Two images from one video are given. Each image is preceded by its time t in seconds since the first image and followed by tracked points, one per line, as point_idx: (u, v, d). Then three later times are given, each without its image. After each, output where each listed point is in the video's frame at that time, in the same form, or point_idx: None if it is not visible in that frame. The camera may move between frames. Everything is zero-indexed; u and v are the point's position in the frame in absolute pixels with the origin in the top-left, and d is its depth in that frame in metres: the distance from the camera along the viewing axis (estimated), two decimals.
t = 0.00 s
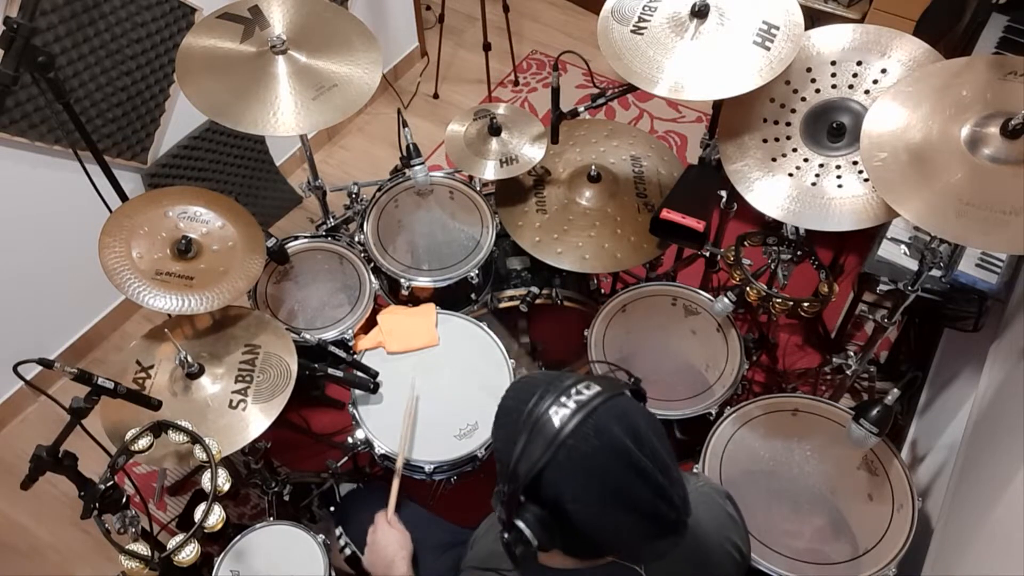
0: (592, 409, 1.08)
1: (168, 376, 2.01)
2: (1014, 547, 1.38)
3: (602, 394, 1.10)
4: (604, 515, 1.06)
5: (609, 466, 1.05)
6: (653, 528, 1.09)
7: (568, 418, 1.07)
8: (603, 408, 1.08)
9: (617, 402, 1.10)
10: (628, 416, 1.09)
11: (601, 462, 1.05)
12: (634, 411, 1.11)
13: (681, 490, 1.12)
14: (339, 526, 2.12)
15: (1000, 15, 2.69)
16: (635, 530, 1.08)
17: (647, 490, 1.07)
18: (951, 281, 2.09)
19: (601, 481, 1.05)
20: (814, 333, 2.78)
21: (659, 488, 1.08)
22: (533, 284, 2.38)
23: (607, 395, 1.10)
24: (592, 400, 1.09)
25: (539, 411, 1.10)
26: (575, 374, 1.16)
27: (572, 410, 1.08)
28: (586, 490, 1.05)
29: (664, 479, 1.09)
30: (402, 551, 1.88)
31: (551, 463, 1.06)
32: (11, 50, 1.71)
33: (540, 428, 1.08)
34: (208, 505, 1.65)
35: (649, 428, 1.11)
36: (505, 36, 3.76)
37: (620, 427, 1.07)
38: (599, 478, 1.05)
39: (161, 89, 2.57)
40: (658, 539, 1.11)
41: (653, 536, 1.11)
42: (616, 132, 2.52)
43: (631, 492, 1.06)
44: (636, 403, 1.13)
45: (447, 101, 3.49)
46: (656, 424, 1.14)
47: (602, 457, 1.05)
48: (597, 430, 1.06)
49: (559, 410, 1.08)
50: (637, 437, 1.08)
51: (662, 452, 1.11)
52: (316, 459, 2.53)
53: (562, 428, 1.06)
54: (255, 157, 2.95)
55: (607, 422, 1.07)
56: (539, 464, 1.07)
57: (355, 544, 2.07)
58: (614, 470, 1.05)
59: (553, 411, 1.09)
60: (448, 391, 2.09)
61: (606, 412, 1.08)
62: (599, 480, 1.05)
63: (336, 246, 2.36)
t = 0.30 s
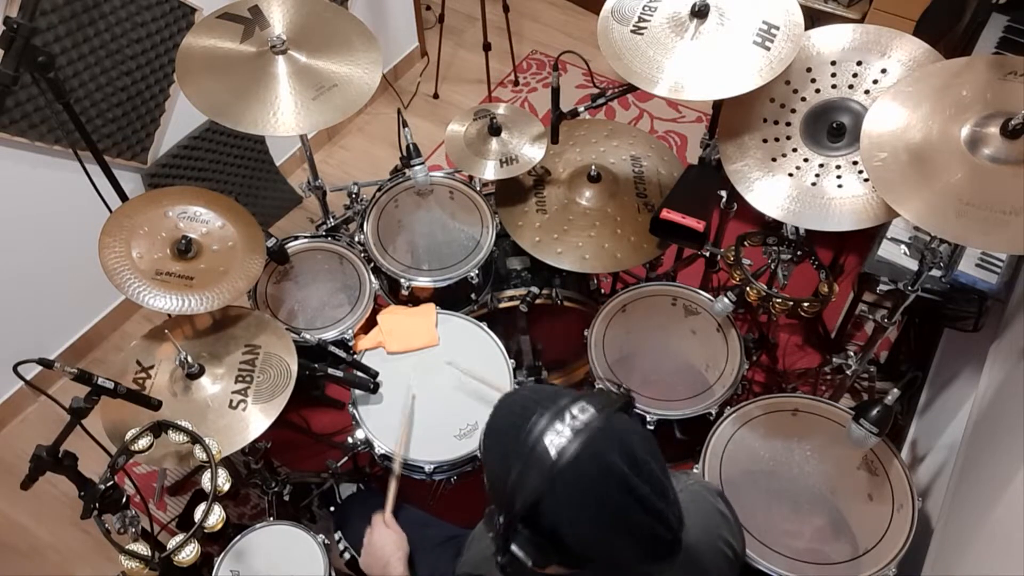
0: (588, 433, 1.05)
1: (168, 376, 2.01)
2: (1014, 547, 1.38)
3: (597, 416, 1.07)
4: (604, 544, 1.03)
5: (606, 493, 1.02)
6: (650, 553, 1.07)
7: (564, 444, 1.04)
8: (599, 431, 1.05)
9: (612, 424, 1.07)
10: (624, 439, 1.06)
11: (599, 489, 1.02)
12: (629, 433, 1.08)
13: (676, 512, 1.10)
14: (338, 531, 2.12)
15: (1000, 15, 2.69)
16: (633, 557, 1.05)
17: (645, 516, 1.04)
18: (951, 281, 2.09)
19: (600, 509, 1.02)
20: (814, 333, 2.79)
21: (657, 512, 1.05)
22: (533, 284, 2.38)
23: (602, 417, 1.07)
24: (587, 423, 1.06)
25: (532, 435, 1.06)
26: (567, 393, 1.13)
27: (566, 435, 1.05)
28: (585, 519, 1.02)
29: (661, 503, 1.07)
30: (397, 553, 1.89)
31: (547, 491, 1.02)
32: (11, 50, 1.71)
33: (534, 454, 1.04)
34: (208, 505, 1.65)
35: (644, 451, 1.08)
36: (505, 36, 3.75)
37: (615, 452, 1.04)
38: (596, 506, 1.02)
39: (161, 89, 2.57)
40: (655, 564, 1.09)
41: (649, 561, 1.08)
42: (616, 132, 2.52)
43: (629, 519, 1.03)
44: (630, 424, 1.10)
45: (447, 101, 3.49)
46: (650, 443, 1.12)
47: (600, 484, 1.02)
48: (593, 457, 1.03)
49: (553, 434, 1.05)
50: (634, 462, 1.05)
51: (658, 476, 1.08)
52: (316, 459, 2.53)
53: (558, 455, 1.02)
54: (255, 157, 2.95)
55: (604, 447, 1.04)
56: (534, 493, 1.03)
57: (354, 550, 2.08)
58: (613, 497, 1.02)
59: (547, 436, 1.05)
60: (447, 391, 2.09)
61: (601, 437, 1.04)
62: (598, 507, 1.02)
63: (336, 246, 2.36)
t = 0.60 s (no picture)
0: (617, 477, 1.05)
1: (168, 376, 2.01)
2: (1015, 545, 1.38)
3: (633, 458, 1.07)
4: None
5: (615, 535, 1.05)
6: None
7: (590, 480, 1.05)
8: (628, 477, 1.06)
9: (646, 471, 1.07)
10: (651, 491, 1.07)
11: (610, 529, 1.05)
12: (660, 479, 1.08)
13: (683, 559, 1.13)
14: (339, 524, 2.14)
15: (1000, 16, 2.70)
16: None
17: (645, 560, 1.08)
18: (951, 281, 2.09)
19: (603, 547, 1.05)
20: (814, 333, 2.79)
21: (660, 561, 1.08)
22: (533, 284, 2.38)
23: (639, 463, 1.07)
24: (620, 466, 1.06)
25: (563, 461, 1.08)
26: (613, 423, 1.13)
27: (596, 471, 1.06)
28: (586, 553, 1.06)
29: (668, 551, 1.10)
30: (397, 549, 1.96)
31: (560, 519, 1.06)
32: (11, 49, 1.71)
33: (558, 480, 1.07)
34: (208, 505, 1.64)
35: (669, 504, 1.09)
36: (505, 36, 3.75)
37: (638, 499, 1.06)
38: (601, 543, 1.05)
39: (161, 89, 2.57)
40: None
41: None
42: (616, 132, 2.52)
43: (627, 558, 1.07)
44: (666, 469, 1.10)
45: (447, 101, 3.49)
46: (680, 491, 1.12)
47: (611, 526, 1.05)
48: (614, 501, 1.05)
49: (583, 469, 1.06)
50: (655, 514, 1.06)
51: (674, 527, 1.10)
52: (316, 459, 2.53)
53: (580, 490, 1.04)
54: (255, 157, 2.95)
55: (626, 497, 1.05)
56: (547, 518, 1.07)
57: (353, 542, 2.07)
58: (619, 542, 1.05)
59: (577, 466, 1.07)
60: (448, 391, 2.09)
61: (627, 485, 1.05)
62: (600, 545, 1.05)
63: (336, 246, 2.36)
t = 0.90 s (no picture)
0: (605, 487, 1.04)
1: (168, 376, 2.01)
2: (1015, 544, 1.38)
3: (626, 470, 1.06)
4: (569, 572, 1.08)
5: (593, 541, 1.05)
6: None
7: (579, 484, 1.04)
8: (616, 490, 1.05)
9: (638, 484, 1.06)
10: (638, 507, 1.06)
11: (588, 534, 1.04)
12: (650, 493, 1.07)
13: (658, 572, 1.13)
14: (338, 531, 2.12)
15: (1000, 16, 2.70)
16: None
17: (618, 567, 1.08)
18: (951, 281, 2.09)
19: (578, 549, 1.05)
20: (814, 333, 2.79)
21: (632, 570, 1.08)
22: (533, 284, 2.38)
23: (630, 477, 1.06)
24: (611, 477, 1.05)
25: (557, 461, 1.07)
26: (615, 432, 1.11)
27: (586, 476, 1.05)
28: (561, 551, 1.06)
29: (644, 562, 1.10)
30: (393, 555, 1.87)
31: (542, 517, 1.06)
32: (11, 49, 1.71)
33: (549, 478, 1.06)
34: (208, 505, 1.64)
35: (654, 522, 1.08)
36: (505, 36, 3.75)
37: (622, 511, 1.05)
38: (577, 545, 1.05)
39: (161, 89, 2.57)
40: None
41: None
42: (616, 132, 2.52)
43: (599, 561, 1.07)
44: (658, 485, 1.09)
45: (447, 101, 3.49)
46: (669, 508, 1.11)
47: (590, 531, 1.04)
48: (598, 509, 1.04)
49: (573, 473, 1.05)
50: (637, 527, 1.05)
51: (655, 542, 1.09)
52: (316, 459, 2.53)
53: (567, 493, 1.03)
54: (255, 157, 2.95)
55: (609, 509, 1.04)
56: (529, 514, 1.07)
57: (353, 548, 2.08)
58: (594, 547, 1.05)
59: (568, 468, 1.06)
60: (448, 391, 2.10)
61: (613, 497, 1.04)
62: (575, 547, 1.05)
63: (336, 246, 2.36)
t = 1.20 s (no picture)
0: (617, 487, 1.04)
1: (168, 376, 2.01)
2: (1015, 545, 1.38)
3: (637, 469, 1.05)
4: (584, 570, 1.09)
5: (607, 539, 1.05)
6: None
7: (591, 484, 1.03)
8: (628, 489, 1.04)
9: (649, 483, 1.05)
10: (650, 505, 1.05)
11: (602, 534, 1.04)
12: (660, 491, 1.07)
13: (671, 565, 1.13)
14: (337, 526, 2.13)
15: (1000, 15, 2.70)
16: None
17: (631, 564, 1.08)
18: (951, 281, 2.09)
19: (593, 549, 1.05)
20: (814, 333, 2.79)
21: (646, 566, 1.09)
22: (533, 284, 2.38)
23: (642, 475, 1.05)
24: (622, 476, 1.04)
25: (566, 462, 1.06)
26: (624, 430, 1.10)
27: (598, 476, 1.04)
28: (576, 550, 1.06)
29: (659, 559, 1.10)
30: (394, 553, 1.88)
31: (554, 518, 1.05)
32: (11, 49, 1.71)
33: (560, 479, 1.05)
34: (208, 505, 1.64)
35: (666, 519, 1.08)
36: (505, 36, 3.75)
37: (634, 509, 1.05)
38: (592, 545, 1.05)
39: (161, 89, 2.57)
40: None
41: None
42: (616, 132, 2.52)
43: (614, 556, 1.07)
44: (670, 481, 1.08)
45: (447, 101, 3.49)
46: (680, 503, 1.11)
47: (604, 532, 1.04)
48: (612, 509, 1.04)
49: (584, 474, 1.04)
50: (650, 525, 1.05)
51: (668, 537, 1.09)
52: (316, 459, 2.53)
53: (580, 495, 1.02)
54: (255, 157, 2.95)
55: (622, 508, 1.04)
56: (541, 515, 1.06)
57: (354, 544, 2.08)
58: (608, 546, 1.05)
59: (579, 468, 1.05)
60: (448, 392, 2.09)
61: (626, 497, 1.04)
62: (589, 546, 1.05)
63: (336, 246, 2.36)
